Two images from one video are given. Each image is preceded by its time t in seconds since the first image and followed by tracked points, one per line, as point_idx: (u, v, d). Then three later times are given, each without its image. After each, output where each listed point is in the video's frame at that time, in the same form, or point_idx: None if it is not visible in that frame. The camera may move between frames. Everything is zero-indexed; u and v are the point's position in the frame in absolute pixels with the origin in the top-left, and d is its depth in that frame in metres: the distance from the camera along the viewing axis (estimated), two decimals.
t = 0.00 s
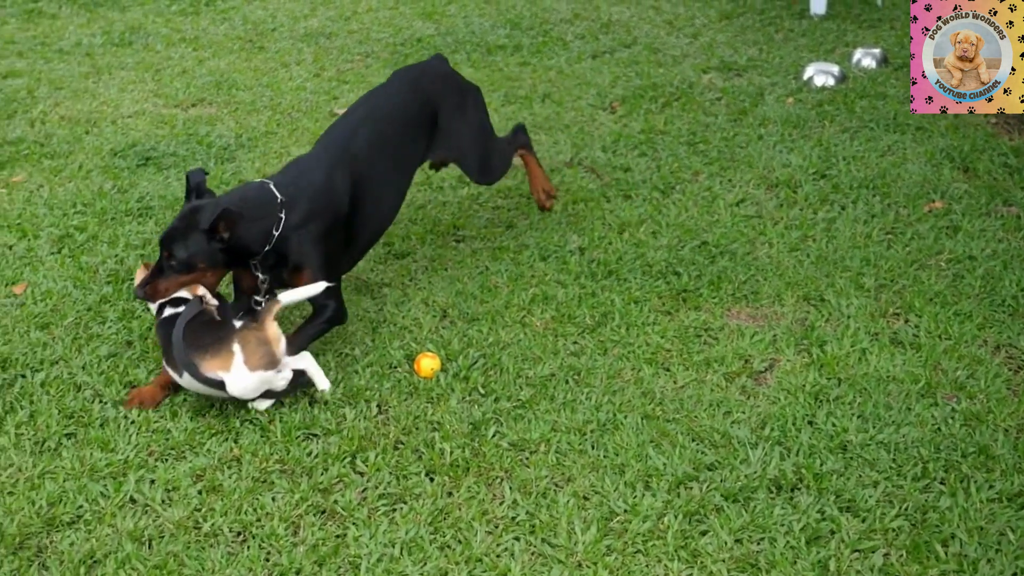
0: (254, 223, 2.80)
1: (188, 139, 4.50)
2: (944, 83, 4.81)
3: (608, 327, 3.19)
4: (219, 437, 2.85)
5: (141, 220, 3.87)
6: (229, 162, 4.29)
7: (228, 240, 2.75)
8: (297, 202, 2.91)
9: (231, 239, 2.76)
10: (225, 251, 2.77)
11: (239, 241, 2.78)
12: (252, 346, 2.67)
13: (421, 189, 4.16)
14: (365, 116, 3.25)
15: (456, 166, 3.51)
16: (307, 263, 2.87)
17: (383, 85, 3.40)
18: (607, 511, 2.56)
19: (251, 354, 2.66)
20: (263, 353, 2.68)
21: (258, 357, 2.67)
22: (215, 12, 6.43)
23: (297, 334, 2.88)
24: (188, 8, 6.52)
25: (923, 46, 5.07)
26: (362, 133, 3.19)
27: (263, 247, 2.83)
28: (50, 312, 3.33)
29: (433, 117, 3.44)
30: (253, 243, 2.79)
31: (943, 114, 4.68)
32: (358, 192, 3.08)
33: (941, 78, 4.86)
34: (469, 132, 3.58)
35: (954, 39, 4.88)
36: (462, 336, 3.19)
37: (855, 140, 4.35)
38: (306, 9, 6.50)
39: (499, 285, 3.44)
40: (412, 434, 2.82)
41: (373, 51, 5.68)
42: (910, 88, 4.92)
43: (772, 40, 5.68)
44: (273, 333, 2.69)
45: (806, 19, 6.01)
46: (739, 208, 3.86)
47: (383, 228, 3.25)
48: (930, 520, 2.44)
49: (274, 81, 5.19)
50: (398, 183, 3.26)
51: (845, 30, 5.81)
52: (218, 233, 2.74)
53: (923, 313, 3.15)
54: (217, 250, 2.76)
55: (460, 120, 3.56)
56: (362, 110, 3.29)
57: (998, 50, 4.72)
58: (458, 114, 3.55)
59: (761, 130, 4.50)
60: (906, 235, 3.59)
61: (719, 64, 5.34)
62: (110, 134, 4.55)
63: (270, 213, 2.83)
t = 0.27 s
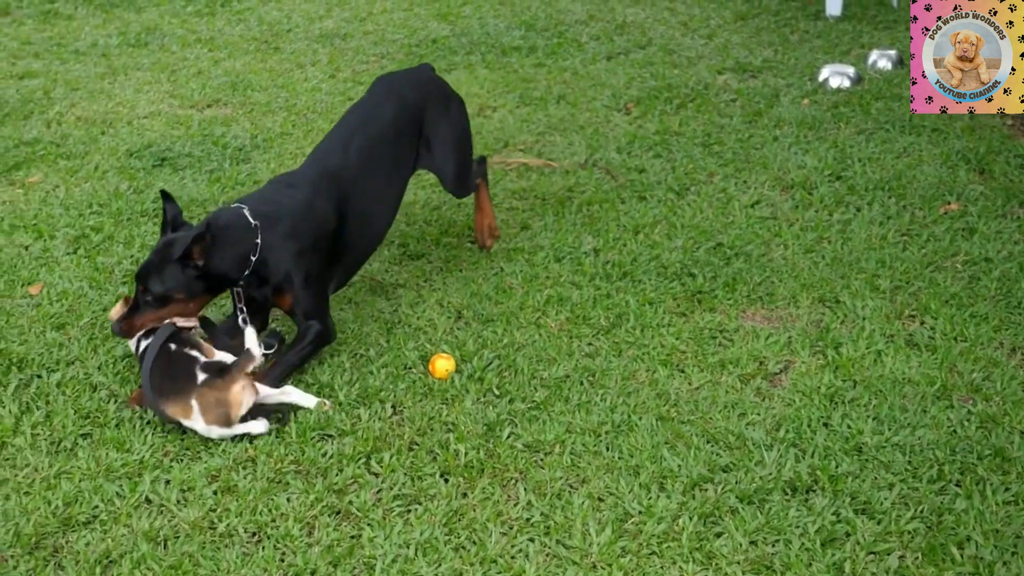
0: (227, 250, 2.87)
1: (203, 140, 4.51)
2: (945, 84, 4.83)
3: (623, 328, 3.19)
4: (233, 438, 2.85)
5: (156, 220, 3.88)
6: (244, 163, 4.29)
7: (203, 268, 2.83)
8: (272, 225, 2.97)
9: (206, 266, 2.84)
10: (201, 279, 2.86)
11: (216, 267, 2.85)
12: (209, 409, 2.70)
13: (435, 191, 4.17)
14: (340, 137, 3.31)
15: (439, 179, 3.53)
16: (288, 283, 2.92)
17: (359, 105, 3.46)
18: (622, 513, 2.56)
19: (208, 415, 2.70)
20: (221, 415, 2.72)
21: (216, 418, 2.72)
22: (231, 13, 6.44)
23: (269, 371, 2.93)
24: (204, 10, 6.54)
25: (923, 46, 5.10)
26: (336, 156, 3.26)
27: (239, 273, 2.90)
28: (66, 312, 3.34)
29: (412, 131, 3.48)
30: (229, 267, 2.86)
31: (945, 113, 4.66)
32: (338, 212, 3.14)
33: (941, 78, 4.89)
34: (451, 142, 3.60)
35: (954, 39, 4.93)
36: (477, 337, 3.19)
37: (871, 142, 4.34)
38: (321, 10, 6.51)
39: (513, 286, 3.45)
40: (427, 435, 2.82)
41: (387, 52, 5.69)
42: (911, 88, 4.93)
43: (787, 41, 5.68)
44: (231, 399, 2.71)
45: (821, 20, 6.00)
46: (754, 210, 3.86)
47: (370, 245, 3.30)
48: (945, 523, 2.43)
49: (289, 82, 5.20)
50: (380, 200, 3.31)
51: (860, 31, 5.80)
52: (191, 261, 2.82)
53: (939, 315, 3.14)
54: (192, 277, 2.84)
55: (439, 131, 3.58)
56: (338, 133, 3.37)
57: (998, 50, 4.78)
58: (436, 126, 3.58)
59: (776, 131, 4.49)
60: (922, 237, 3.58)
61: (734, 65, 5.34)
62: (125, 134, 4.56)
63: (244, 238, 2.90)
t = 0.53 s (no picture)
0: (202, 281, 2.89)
1: (220, 141, 4.52)
2: (945, 84, 4.83)
3: (640, 329, 3.19)
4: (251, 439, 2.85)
5: (174, 222, 3.88)
6: (261, 165, 4.30)
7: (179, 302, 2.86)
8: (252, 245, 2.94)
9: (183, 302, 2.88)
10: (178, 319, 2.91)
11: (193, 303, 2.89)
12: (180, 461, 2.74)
13: (452, 192, 4.13)
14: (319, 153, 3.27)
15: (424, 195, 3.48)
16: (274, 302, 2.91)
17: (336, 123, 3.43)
18: (640, 514, 2.55)
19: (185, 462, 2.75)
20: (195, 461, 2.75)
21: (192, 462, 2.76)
22: (247, 15, 6.46)
23: (266, 380, 2.85)
24: (221, 12, 6.55)
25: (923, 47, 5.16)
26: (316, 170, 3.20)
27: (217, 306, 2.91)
28: (84, 313, 3.35)
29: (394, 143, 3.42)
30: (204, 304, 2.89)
31: (945, 113, 4.63)
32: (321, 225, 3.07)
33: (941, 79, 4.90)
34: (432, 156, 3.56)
35: (954, 39, 4.98)
36: (494, 338, 3.19)
37: (888, 142, 4.33)
38: (337, 11, 6.52)
39: (530, 286, 3.44)
40: (445, 435, 2.82)
41: (404, 53, 5.70)
42: (911, 89, 4.91)
43: (803, 41, 5.67)
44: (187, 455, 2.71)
45: (838, 20, 6.00)
46: (771, 210, 3.85)
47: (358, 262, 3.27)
48: (964, 524, 2.42)
49: (306, 84, 5.21)
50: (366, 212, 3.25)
51: (877, 31, 5.79)
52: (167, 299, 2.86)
53: (957, 315, 3.13)
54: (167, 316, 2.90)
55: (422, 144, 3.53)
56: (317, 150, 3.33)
57: (998, 50, 4.83)
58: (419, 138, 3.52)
59: (793, 132, 4.49)
60: (939, 237, 3.57)
61: (751, 66, 5.33)
62: (143, 136, 4.57)
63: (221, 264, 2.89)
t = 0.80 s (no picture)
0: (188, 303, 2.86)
1: (236, 142, 4.53)
2: (945, 84, 4.86)
3: (656, 330, 3.19)
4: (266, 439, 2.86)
5: (190, 222, 3.88)
6: (277, 165, 4.31)
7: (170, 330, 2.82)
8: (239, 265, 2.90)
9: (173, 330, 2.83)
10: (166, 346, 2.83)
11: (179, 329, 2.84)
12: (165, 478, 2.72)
13: (468, 193, 4.12)
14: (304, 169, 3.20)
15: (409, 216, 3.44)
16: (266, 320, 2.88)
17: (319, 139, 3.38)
18: (656, 514, 2.55)
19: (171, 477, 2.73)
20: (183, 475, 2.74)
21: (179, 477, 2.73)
22: (262, 16, 6.47)
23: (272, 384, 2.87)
24: (236, 12, 6.56)
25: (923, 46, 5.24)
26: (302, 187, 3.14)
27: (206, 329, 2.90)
28: (102, 314, 3.36)
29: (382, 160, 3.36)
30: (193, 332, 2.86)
31: (946, 113, 4.62)
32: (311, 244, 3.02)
33: (941, 78, 4.94)
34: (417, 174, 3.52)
35: (954, 40, 5.09)
36: (509, 338, 3.19)
37: (904, 143, 4.33)
38: (353, 11, 6.53)
39: (546, 287, 3.44)
40: (461, 436, 2.83)
41: (419, 54, 5.70)
42: (912, 89, 4.91)
43: (819, 42, 5.67)
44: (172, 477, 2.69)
45: (854, 21, 5.99)
46: (787, 211, 3.85)
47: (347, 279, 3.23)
48: (981, 526, 2.42)
49: (321, 84, 5.22)
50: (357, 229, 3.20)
51: (893, 31, 5.78)
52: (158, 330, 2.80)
53: (974, 317, 3.13)
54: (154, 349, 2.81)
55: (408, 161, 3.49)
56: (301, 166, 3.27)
57: (998, 51, 4.97)
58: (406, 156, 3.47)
59: (809, 132, 4.48)
60: (956, 238, 3.57)
61: (766, 66, 5.32)
62: (159, 137, 4.59)
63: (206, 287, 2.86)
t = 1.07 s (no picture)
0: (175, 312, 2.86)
1: (253, 141, 4.53)
2: (946, 83, 4.84)
3: (672, 331, 3.18)
4: (283, 438, 2.86)
5: (207, 222, 3.89)
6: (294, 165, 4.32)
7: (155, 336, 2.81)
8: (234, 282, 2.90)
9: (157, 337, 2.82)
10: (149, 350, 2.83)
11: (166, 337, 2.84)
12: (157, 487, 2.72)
13: (484, 193, 4.12)
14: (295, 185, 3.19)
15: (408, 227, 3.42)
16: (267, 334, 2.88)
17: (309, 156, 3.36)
18: (672, 516, 2.55)
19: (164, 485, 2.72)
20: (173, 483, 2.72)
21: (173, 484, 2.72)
22: (279, 16, 6.48)
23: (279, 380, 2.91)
24: (253, 12, 6.57)
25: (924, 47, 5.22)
26: (294, 202, 3.13)
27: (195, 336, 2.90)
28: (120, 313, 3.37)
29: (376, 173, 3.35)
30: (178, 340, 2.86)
31: (945, 113, 4.63)
32: (308, 258, 3.01)
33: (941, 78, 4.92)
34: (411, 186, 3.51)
35: (954, 40, 5.03)
36: (526, 339, 3.19)
37: (922, 144, 4.32)
38: (369, 12, 6.53)
39: (562, 288, 3.44)
40: (477, 436, 2.83)
41: (436, 54, 5.70)
42: (913, 89, 4.92)
43: (837, 43, 5.66)
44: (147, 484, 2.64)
45: (872, 22, 5.97)
46: (804, 212, 3.84)
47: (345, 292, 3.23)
48: (998, 529, 2.41)
49: (338, 84, 5.22)
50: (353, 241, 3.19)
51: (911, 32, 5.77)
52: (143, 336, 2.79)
53: (992, 319, 3.12)
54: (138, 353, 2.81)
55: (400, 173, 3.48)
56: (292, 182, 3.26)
57: (998, 50, 4.89)
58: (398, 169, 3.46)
59: (827, 134, 4.48)
60: (974, 241, 3.56)
61: (784, 67, 5.31)
62: (177, 137, 4.59)
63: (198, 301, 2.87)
